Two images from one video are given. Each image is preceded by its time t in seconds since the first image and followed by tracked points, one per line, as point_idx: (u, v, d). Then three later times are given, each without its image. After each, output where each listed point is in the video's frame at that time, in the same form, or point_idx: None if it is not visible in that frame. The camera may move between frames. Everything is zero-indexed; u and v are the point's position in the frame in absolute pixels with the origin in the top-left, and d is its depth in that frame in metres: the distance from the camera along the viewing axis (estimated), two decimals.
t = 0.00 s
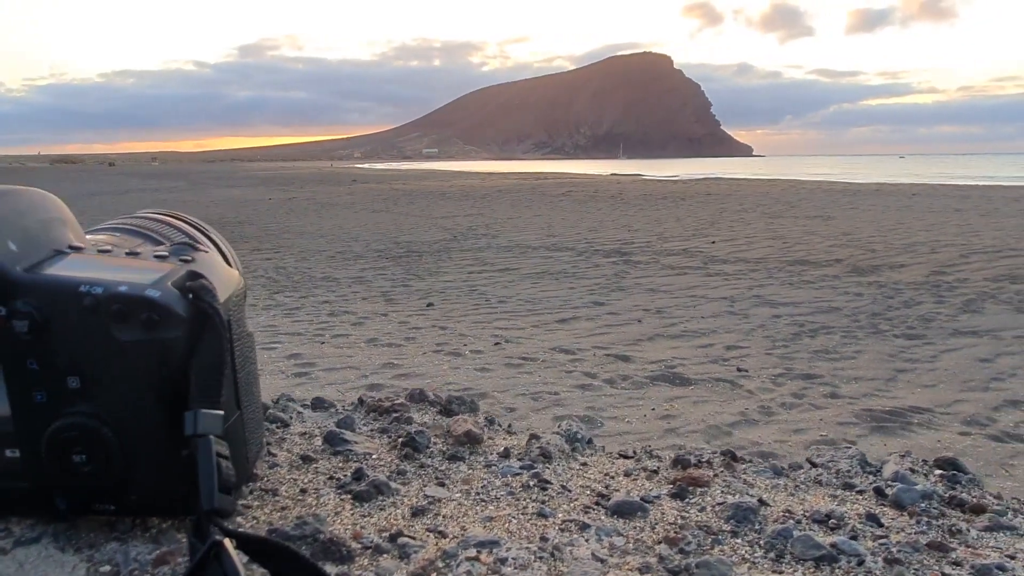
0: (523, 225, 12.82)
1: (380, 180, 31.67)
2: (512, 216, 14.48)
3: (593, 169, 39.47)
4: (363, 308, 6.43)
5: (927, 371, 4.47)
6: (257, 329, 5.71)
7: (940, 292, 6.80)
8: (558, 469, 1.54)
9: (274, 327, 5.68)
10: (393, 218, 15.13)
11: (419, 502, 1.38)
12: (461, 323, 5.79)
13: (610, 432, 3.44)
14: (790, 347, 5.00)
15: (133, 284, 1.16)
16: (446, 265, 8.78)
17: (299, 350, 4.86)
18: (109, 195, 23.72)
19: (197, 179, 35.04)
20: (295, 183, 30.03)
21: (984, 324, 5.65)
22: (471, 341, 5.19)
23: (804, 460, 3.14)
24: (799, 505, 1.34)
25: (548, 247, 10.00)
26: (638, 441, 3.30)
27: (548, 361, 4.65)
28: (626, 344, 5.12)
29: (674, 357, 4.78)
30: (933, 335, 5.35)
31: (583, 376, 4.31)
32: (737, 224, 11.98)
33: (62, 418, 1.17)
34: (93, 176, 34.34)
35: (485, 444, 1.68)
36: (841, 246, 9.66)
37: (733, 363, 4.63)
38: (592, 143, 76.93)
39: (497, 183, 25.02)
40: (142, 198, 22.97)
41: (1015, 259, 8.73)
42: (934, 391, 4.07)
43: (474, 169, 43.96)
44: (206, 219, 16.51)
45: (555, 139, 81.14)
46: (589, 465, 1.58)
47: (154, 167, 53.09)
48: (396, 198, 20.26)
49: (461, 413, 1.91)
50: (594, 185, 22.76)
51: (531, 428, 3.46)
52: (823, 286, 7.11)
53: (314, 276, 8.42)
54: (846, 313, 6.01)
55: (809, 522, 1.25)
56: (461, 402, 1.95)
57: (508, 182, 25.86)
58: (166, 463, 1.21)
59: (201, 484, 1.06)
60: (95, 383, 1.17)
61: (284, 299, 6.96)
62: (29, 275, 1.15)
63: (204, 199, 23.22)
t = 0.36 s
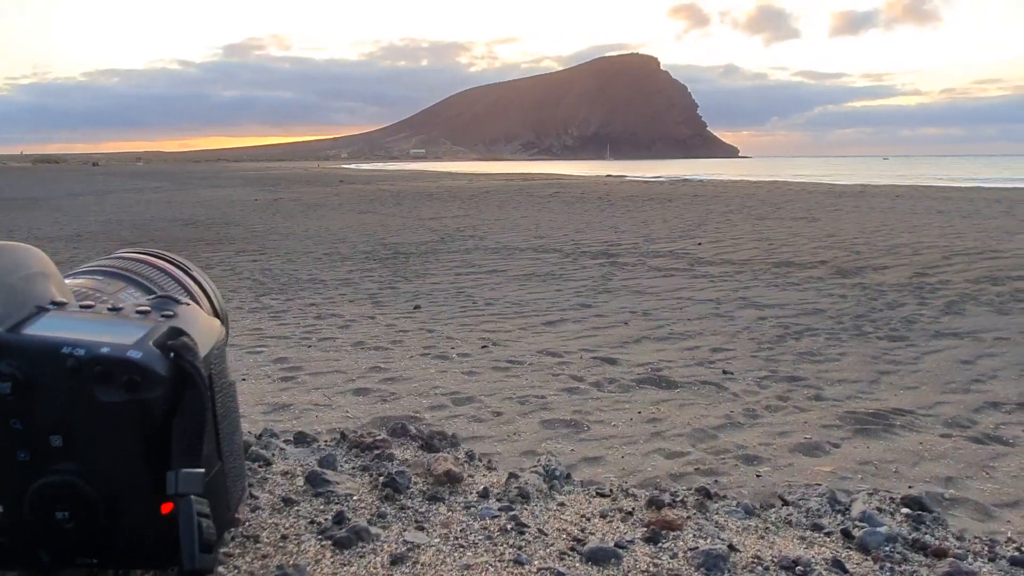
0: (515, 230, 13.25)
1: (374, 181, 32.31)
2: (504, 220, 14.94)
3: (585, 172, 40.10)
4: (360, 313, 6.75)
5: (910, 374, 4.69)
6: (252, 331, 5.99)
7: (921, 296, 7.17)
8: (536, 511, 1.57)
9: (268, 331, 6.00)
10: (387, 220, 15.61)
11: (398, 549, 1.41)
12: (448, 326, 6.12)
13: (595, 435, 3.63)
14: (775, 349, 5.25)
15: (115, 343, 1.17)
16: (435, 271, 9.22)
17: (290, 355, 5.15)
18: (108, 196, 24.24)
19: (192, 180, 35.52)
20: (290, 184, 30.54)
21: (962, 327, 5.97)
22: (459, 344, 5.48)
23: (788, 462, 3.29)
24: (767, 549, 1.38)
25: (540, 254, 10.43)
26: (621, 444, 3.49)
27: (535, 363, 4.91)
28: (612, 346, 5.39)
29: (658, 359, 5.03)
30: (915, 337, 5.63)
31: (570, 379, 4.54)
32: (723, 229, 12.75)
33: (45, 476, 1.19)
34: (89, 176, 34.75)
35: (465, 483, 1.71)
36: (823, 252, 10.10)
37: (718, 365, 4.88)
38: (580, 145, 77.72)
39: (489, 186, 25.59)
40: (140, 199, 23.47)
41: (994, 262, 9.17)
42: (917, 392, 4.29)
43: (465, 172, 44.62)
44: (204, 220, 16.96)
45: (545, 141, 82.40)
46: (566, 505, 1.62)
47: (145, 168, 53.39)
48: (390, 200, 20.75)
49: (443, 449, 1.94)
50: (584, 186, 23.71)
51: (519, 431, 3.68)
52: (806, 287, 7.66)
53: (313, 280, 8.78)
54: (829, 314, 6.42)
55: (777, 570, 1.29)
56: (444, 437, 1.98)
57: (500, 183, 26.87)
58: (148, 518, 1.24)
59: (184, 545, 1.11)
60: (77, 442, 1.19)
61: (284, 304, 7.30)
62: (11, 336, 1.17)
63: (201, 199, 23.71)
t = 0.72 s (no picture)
0: (502, 233, 13.36)
1: (362, 181, 32.62)
2: (491, 224, 15.07)
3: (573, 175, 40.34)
4: (347, 316, 6.81)
5: (892, 377, 4.78)
6: (239, 336, 6.02)
7: (902, 298, 7.32)
8: None
9: (254, 336, 6.03)
10: (373, 223, 15.69)
11: None
12: (435, 330, 6.18)
13: (581, 442, 3.65)
14: (759, 353, 5.33)
15: (98, 438, 1.17)
16: (421, 275, 9.30)
17: (277, 361, 5.18)
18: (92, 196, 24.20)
19: (177, 181, 35.48)
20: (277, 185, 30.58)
21: (943, 329, 6.09)
22: (445, 347, 5.54)
23: (771, 468, 3.32)
24: None
25: (526, 258, 10.54)
26: (607, 450, 3.52)
27: (521, 368, 4.97)
28: (598, 350, 5.45)
29: (643, 364, 5.09)
30: (896, 340, 5.74)
31: (555, 384, 4.58)
32: (708, 232, 13.02)
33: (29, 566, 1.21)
34: (75, 177, 34.66)
35: (449, 547, 1.73)
36: (805, 254, 10.27)
37: (703, 369, 4.96)
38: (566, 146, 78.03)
39: (476, 188, 25.74)
40: (125, 199, 23.44)
41: (974, 264, 9.39)
42: (898, 396, 4.38)
43: (452, 173, 44.74)
44: (190, 220, 16.97)
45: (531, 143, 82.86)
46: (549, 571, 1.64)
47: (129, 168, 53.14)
48: (376, 201, 20.82)
49: (427, 505, 1.95)
50: (572, 189, 24.11)
51: (505, 438, 3.71)
52: (791, 290, 7.82)
53: (300, 283, 8.83)
54: (813, 317, 6.54)
55: None
56: (428, 493, 1.99)
57: (488, 185, 27.25)
58: None
59: None
60: (61, 534, 1.20)
61: (271, 307, 7.34)
62: None
63: (185, 200, 23.71)
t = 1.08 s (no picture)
0: (485, 234, 13.43)
1: (345, 181, 32.75)
2: (474, 224, 15.12)
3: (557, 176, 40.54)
4: (332, 320, 6.82)
5: (871, 381, 4.86)
6: (222, 341, 5.99)
7: (880, 299, 7.48)
8: None
9: (237, 341, 6.00)
10: (356, 223, 15.68)
11: None
12: (419, 334, 6.21)
13: (565, 449, 3.61)
14: (742, 357, 5.40)
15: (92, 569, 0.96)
16: (405, 276, 9.33)
17: (260, 367, 5.17)
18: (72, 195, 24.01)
19: (159, 180, 35.27)
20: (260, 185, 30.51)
21: (921, 331, 6.20)
22: (430, 352, 5.57)
23: (754, 474, 3.29)
24: None
25: (510, 259, 10.60)
26: (591, 458, 3.48)
27: (505, 373, 4.99)
28: (581, 355, 5.50)
29: (627, 369, 5.13)
30: (875, 343, 5.84)
31: (539, 390, 4.60)
32: (690, 231, 13.25)
33: None
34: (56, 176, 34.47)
35: None
36: (786, 256, 10.41)
37: (686, 373, 5.02)
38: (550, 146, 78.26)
39: (459, 188, 25.83)
40: (105, 199, 23.27)
41: (950, 264, 9.62)
42: (876, 400, 4.44)
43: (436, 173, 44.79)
44: (171, 220, 16.87)
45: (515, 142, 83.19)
46: None
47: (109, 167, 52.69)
48: (359, 202, 20.82)
49: None
50: (556, 189, 24.40)
51: (490, 445, 3.66)
52: (772, 291, 7.96)
53: (283, 285, 8.82)
54: (794, 319, 6.66)
55: None
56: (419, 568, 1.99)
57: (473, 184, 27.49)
58: None
59: None
60: None
61: (253, 311, 7.32)
62: None
63: (166, 199, 23.57)
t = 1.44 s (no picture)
0: (460, 236, 13.51)
1: (319, 183, 32.74)
2: (449, 226, 15.22)
3: (531, 177, 40.88)
4: (305, 326, 6.82)
5: (838, 387, 4.94)
6: (192, 349, 5.92)
7: (847, 304, 7.66)
8: None
9: (207, 348, 5.94)
10: (331, 225, 15.70)
11: None
12: (393, 341, 6.23)
13: (538, 459, 3.54)
14: (712, 362, 5.55)
15: None
16: (380, 280, 9.37)
17: (231, 376, 5.08)
18: (39, 194, 23.75)
19: (128, 180, 34.95)
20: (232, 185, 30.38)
21: (886, 337, 6.38)
22: (404, 360, 5.56)
23: (723, 483, 3.25)
24: None
25: (484, 262, 10.69)
26: (564, 468, 3.41)
27: (479, 381, 4.97)
28: (555, 361, 5.58)
29: (599, 376, 5.17)
30: (842, 349, 6.00)
31: (513, 398, 4.56)
32: (662, 234, 13.49)
33: None
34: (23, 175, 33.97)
35: None
36: (756, 259, 10.62)
37: (658, 381, 5.06)
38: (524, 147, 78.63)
39: (434, 190, 25.96)
40: (73, 198, 23.02)
41: (913, 268, 9.91)
42: (842, 407, 4.50)
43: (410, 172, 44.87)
44: (141, 221, 16.74)
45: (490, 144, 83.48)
46: None
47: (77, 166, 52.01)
48: (333, 204, 20.83)
49: None
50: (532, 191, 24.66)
51: (463, 456, 3.56)
52: (743, 296, 8.12)
53: (255, 289, 8.79)
54: (763, 324, 6.81)
55: None
56: None
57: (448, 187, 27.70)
58: None
59: None
60: None
61: (225, 316, 7.29)
62: None
63: (136, 199, 23.38)
